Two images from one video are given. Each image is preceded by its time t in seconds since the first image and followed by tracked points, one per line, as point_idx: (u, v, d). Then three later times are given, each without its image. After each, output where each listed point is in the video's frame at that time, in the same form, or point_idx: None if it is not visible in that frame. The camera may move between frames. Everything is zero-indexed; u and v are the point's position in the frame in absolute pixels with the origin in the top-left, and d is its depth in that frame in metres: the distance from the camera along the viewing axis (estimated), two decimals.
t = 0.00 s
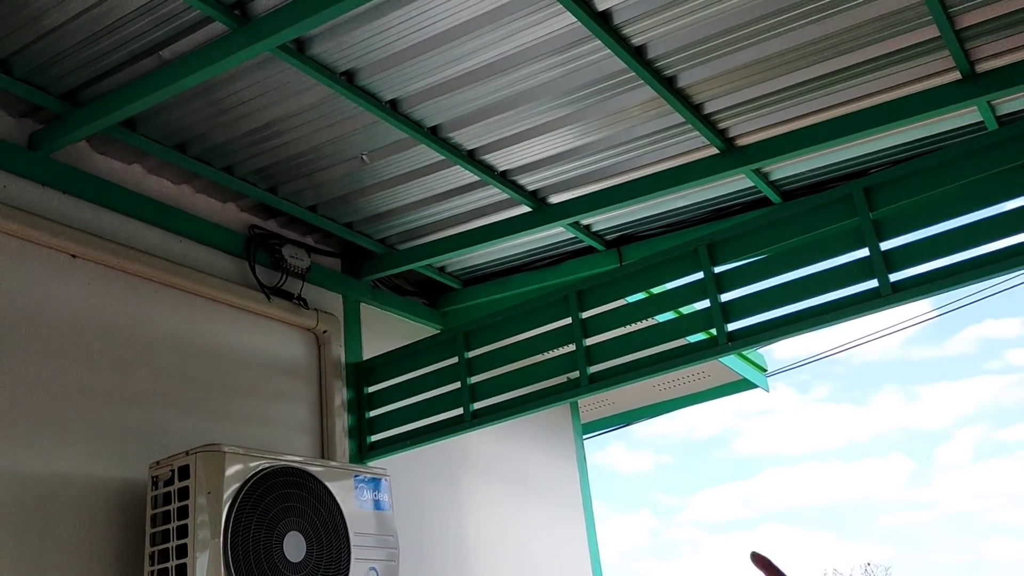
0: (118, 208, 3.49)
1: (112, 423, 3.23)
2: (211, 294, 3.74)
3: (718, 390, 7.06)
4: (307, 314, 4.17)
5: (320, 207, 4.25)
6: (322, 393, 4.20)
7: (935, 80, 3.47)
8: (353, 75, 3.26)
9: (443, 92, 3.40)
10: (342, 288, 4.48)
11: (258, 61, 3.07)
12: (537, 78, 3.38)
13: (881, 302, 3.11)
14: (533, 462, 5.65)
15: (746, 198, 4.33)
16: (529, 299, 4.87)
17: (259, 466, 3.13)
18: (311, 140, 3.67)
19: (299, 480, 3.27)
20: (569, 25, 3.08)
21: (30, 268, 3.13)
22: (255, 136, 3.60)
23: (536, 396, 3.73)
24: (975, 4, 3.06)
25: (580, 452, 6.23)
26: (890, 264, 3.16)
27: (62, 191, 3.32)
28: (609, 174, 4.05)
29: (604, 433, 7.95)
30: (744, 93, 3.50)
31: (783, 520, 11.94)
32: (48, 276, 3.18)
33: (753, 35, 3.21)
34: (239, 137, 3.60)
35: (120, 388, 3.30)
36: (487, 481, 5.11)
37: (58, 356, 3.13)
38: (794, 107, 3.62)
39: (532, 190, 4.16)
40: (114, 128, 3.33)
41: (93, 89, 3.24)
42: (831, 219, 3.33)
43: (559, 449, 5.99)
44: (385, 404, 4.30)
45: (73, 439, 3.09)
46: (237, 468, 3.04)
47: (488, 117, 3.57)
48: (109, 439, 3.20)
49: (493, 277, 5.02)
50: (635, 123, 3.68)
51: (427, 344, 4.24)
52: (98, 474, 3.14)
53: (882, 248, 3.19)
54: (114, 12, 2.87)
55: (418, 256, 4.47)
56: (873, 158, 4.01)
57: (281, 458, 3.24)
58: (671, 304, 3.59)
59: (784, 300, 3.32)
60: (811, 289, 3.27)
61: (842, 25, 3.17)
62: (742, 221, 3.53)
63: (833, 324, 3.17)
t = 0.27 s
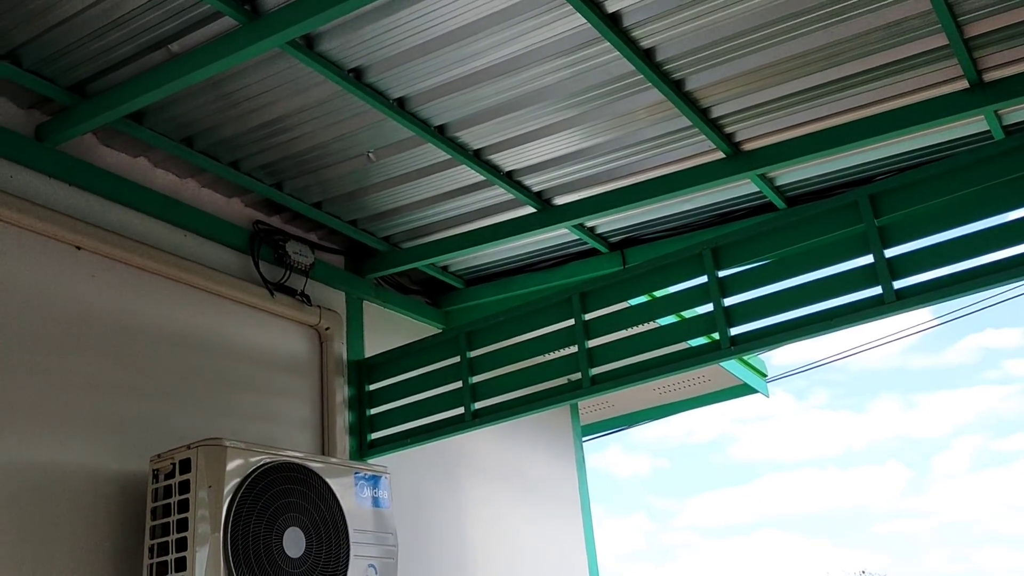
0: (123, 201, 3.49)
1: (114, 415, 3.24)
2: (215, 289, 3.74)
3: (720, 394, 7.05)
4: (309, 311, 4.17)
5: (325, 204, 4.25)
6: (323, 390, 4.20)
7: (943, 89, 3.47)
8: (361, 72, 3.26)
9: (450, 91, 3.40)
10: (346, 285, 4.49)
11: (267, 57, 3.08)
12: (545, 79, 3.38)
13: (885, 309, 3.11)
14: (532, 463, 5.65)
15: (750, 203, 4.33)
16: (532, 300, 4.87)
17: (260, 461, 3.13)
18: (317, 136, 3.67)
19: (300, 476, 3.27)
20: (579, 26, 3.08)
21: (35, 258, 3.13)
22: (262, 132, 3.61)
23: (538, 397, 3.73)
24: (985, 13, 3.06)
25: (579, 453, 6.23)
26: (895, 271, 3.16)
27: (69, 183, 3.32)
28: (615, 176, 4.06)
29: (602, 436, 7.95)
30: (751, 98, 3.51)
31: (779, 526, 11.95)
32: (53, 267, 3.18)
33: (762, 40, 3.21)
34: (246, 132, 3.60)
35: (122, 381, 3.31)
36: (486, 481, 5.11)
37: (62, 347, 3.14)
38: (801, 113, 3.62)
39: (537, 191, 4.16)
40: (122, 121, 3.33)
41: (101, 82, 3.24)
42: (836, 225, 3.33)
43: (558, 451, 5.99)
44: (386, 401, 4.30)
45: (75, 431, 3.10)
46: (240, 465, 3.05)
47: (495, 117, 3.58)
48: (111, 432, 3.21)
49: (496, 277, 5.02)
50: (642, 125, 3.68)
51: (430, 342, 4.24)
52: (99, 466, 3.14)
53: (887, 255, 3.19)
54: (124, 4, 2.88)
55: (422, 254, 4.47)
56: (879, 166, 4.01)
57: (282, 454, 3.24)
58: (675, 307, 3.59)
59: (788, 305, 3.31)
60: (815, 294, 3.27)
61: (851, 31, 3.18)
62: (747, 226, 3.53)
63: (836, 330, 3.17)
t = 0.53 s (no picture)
0: (130, 185, 3.48)
1: (121, 398, 3.24)
2: (221, 273, 3.74)
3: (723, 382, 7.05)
4: (315, 296, 4.17)
5: (331, 190, 4.24)
6: (329, 375, 4.20)
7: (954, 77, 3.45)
8: (370, 56, 3.25)
9: (459, 76, 3.38)
10: (351, 271, 4.48)
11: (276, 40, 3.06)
12: (554, 64, 3.36)
13: (893, 298, 3.10)
14: (536, 450, 5.66)
15: (757, 191, 4.32)
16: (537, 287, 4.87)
17: (267, 445, 3.14)
18: (324, 121, 3.66)
19: (306, 461, 3.27)
20: (589, 11, 3.06)
21: (42, 241, 3.13)
22: (269, 116, 3.59)
23: (544, 384, 3.73)
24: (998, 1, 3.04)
25: (582, 441, 6.24)
26: (904, 260, 3.16)
27: (75, 165, 3.31)
28: (622, 163, 4.05)
29: (604, 424, 7.96)
30: (761, 85, 3.49)
31: (777, 515, 11.99)
32: (60, 250, 3.18)
33: (773, 26, 3.19)
34: (253, 116, 3.59)
35: (129, 364, 3.31)
36: (490, 467, 5.12)
37: (69, 330, 3.14)
38: (810, 100, 3.61)
39: (544, 177, 4.15)
40: (129, 104, 3.32)
41: (109, 64, 3.23)
42: (844, 214, 3.32)
43: (561, 439, 6.00)
44: (391, 387, 4.31)
45: (82, 414, 3.10)
46: (247, 450, 3.05)
47: (503, 103, 3.56)
48: (118, 415, 3.21)
49: (501, 264, 5.01)
50: (650, 112, 3.67)
51: (435, 329, 4.24)
52: (107, 449, 3.15)
53: (896, 244, 3.18)
54: None
55: (428, 241, 4.47)
56: (887, 155, 4.00)
57: (289, 439, 3.24)
58: (681, 296, 3.59)
59: (796, 294, 3.31)
60: (823, 283, 3.26)
61: (863, 18, 3.16)
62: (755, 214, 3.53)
63: (844, 318, 3.17)
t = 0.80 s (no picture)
0: (141, 171, 3.49)
1: (132, 384, 3.25)
2: (231, 260, 3.74)
3: (728, 371, 7.06)
4: (324, 283, 4.18)
5: (339, 177, 4.24)
6: (338, 362, 4.22)
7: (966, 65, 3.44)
8: (381, 43, 3.24)
9: (470, 63, 3.38)
10: (359, 258, 4.49)
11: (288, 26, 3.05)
12: (565, 52, 3.36)
13: (905, 286, 3.11)
14: (541, 437, 5.68)
15: (766, 179, 4.32)
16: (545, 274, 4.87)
17: (279, 431, 3.15)
18: (334, 108, 3.66)
19: (318, 447, 3.29)
20: None
21: (54, 228, 3.13)
22: (279, 103, 3.59)
23: (553, 371, 3.74)
24: None
25: (587, 429, 6.27)
26: (915, 248, 3.16)
27: (86, 152, 3.32)
28: (631, 151, 4.04)
29: (608, 412, 7.98)
30: (772, 72, 3.48)
31: (776, 504, 12.04)
32: (71, 237, 3.18)
33: (786, 14, 3.18)
34: (263, 103, 3.58)
35: (141, 351, 3.32)
36: (497, 454, 5.14)
37: (81, 316, 3.14)
38: (821, 88, 3.60)
39: (553, 165, 4.15)
40: (140, 90, 3.32)
41: (119, 51, 3.22)
42: (855, 202, 3.32)
43: (567, 426, 6.02)
44: (399, 374, 4.32)
45: (95, 400, 3.11)
46: (260, 436, 3.06)
47: (514, 90, 3.56)
48: (130, 401, 3.22)
49: (508, 251, 5.02)
50: (660, 100, 3.66)
51: (444, 316, 4.25)
52: (119, 435, 3.16)
53: (907, 232, 3.18)
54: None
55: (436, 228, 4.47)
56: (897, 143, 4.00)
57: (300, 425, 3.26)
58: (691, 284, 3.60)
59: (807, 282, 3.31)
60: (834, 271, 3.27)
61: (877, 6, 3.15)
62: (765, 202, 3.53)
63: (854, 306, 3.18)
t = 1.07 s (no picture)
0: (144, 166, 3.47)
1: (136, 380, 3.24)
2: (235, 256, 3.74)
3: (727, 368, 7.07)
4: (326, 280, 4.18)
5: (343, 173, 4.23)
6: (340, 359, 4.21)
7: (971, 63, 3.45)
8: (387, 38, 3.23)
9: (475, 59, 3.37)
10: (361, 255, 4.48)
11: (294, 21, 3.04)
12: (571, 48, 3.35)
13: (910, 283, 3.11)
14: (541, 434, 5.68)
15: (769, 177, 4.32)
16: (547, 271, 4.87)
17: (284, 428, 3.15)
18: (339, 104, 3.65)
19: (322, 443, 3.29)
20: None
21: (57, 223, 3.12)
22: (284, 98, 3.58)
23: (556, 368, 3.74)
24: None
25: (587, 427, 6.27)
26: (921, 246, 3.16)
27: (90, 147, 3.30)
28: (635, 148, 4.04)
29: (607, 409, 7.98)
30: (778, 70, 3.49)
31: (772, 501, 12.07)
32: (75, 232, 3.17)
33: (793, 11, 3.18)
34: (267, 98, 3.57)
35: (144, 347, 3.31)
36: (498, 451, 5.14)
37: (85, 312, 3.13)
38: (827, 86, 3.61)
39: (557, 162, 4.14)
40: (144, 85, 3.30)
41: (124, 45, 3.21)
42: (861, 200, 3.32)
43: (567, 424, 6.03)
44: (402, 371, 4.31)
45: (99, 396, 3.10)
46: (265, 432, 3.06)
47: (519, 87, 3.55)
48: (134, 397, 3.21)
49: (510, 248, 5.01)
50: (666, 97, 3.66)
51: (447, 313, 4.24)
52: (123, 431, 3.15)
53: (912, 230, 3.19)
54: None
55: (438, 225, 4.46)
56: (901, 141, 4.01)
57: (305, 421, 3.25)
58: (696, 281, 3.60)
59: (812, 279, 3.32)
60: (839, 269, 3.27)
61: (884, 4, 3.15)
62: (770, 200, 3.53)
63: (860, 304, 3.18)
